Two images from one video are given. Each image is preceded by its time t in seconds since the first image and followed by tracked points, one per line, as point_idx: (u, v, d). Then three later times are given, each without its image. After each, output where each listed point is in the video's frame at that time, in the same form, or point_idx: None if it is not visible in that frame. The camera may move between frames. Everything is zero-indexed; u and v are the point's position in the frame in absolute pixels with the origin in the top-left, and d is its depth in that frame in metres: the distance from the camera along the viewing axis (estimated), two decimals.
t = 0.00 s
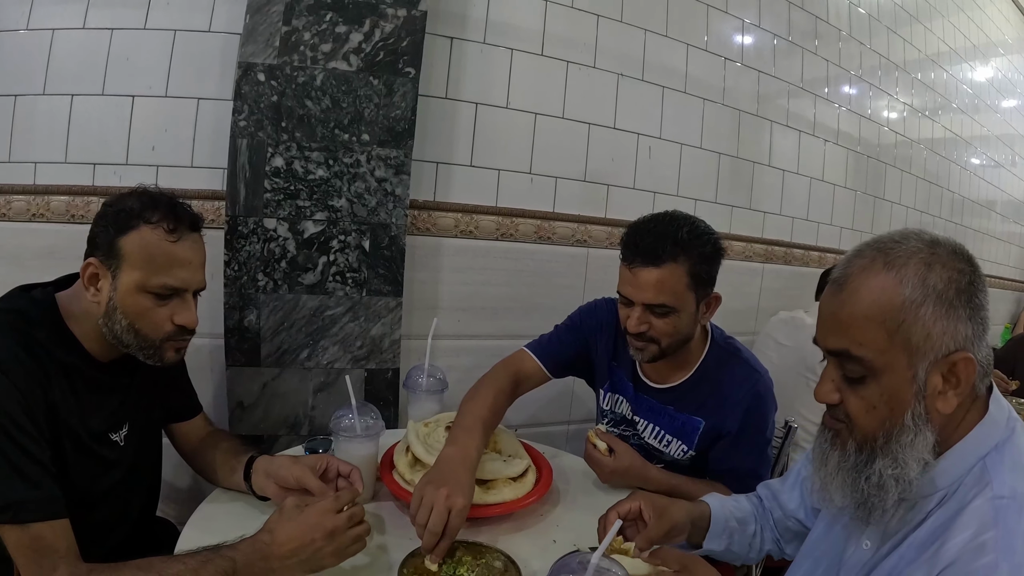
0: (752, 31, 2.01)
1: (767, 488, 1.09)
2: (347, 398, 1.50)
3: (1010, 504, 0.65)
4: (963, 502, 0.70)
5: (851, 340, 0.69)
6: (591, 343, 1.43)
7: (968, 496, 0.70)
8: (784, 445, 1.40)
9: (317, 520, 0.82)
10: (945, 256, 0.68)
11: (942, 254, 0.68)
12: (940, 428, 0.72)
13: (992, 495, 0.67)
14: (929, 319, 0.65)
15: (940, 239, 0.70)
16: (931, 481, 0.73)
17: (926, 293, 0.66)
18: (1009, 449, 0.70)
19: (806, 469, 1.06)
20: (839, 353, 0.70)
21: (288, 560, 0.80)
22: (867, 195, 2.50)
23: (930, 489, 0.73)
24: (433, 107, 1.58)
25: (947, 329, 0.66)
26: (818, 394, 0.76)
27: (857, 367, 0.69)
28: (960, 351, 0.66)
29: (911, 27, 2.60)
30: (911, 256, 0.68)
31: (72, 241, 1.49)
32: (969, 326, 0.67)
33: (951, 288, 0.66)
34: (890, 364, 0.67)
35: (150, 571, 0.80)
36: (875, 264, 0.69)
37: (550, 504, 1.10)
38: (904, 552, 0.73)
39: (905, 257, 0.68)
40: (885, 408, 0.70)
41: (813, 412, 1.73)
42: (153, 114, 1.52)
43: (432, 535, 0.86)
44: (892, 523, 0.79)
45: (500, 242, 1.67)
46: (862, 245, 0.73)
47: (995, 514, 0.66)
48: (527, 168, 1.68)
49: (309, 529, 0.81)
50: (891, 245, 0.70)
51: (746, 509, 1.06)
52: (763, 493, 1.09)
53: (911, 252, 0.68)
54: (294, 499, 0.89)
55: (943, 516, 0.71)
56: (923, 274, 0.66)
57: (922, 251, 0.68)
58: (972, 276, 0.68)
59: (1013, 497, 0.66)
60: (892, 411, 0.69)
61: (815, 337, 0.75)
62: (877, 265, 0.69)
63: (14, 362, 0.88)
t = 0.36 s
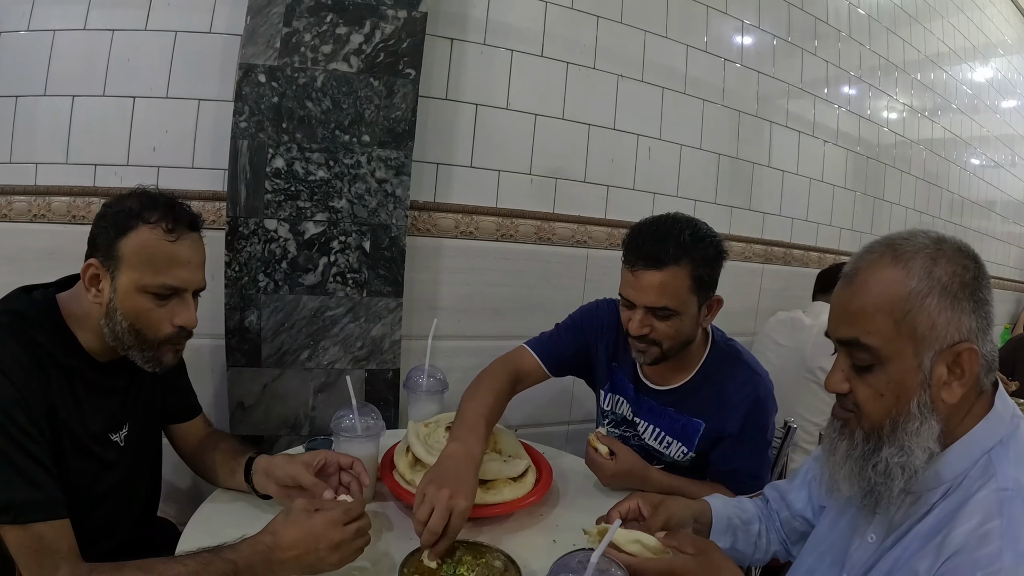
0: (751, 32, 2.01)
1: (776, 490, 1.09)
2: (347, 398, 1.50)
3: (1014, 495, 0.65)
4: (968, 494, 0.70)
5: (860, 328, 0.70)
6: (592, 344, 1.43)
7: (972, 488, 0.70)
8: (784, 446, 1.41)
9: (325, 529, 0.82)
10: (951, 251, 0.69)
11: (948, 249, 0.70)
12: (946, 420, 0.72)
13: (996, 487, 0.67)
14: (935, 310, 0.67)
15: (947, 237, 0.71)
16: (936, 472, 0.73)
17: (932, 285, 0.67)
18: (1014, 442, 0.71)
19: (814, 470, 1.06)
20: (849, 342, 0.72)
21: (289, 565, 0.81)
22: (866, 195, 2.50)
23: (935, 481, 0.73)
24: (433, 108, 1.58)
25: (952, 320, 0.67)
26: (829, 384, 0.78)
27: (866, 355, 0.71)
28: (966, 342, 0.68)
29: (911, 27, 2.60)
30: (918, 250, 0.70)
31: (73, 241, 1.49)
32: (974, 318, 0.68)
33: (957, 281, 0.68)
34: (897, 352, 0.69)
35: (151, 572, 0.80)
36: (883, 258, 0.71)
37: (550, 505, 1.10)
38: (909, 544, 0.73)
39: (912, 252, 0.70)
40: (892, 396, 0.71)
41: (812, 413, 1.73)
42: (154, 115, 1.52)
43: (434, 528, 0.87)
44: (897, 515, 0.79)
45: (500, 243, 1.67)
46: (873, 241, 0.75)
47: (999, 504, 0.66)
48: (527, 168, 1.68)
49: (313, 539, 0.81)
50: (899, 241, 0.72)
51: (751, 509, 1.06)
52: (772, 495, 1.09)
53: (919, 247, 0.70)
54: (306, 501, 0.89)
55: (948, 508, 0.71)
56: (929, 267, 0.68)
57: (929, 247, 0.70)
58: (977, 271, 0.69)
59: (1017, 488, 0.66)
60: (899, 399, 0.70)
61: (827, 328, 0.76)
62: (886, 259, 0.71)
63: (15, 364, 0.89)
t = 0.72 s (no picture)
0: (753, 32, 2.01)
1: (783, 488, 1.09)
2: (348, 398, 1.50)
3: (1021, 493, 0.65)
4: (974, 493, 0.70)
5: (869, 323, 0.71)
6: (593, 345, 1.43)
7: (978, 487, 0.70)
8: (785, 446, 1.41)
9: (329, 527, 0.81)
10: (961, 249, 0.70)
11: (958, 247, 0.70)
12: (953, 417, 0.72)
13: (1003, 485, 0.67)
14: (944, 306, 0.67)
15: (956, 235, 0.72)
16: (944, 470, 0.73)
17: (941, 281, 0.68)
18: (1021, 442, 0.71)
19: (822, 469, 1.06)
20: (858, 337, 0.72)
21: (291, 564, 0.81)
22: (868, 195, 2.50)
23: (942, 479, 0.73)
24: (435, 108, 1.58)
25: (961, 316, 0.67)
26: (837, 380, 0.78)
27: (876, 350, 0.71)
28: (974, 339, 0.68)
29: (912, 27, 2.60)
30: (928, 247, 0.70)
31: (74, 240, 1.49)
32: (983, 316, 0.68)
33: (966, 278, 0.68)
34: (906, 347, 0.69)
35: (153, 571, 0.80)
36: (894, 255, 0.71)
37: (551, 504, 1.10)
38: (914, 543, 0.73)
39: (922, 249, 0.70)
40: (901, 391, 0.71)
41: (813, 413, 1.73)
42: (156, 114, 1.52)
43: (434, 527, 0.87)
44: (904, 514, 0.79)
45: (502, 242, 1.67)
46: (883, 239, 0.75)
47: (1005, 502, 0.66)
48: (529, 168, 1.68)
49: (316, 537, 0.81)
50: (910, 239, 0.72)
51: (755, 506, 1.06)
52: (778, 492, 1.09)
53: (929, 244, 0.70)
54: (305, 500, 0.88)
55: (954, 506, 0.71)
56: (938, 264, 0.68)
57: (938, 244, 0.70)
58: (987, 269, 0.69)
59: None
60: (908, 394, 0.71)
61: (837, 324, 0.77)
62: (897, 256, 0.71)
63: (16, 363, 0.89)
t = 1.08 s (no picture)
0: (753, 32, 2.01)
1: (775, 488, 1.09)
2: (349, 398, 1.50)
3: (1004, 507, 0.66)
4: (958, 505, 0.70)
5: (845, 333, 0.70)
6: (592, 344, 1.43)
7: (962, 498, 0.70)
8: (785, 445, 1.41)
9: (329, 527, 0.82)
10: (941, 256, 0.68)
11: (939, 253, 0.68)
12: (934, 427, 0.71)
13: (987, 498, 0.67)
14: (922, 316, 0.66)
15: (937, 240, 0.70)
16: (927, 481, 0.73)
17: (919, 290, 0.66)
18: (1005, 450, 0.71)
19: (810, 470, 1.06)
20: (834, 347, 0.71)
21: (292, 563, 0.81)
22: (868, 196, 2.50)
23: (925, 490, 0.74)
24: (435, 108, 1.58)
25: (941, 326, 0.66)
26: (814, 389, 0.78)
27: (851, 361, 0.70)
28: (954, 349, 0.67)
29: (912, 27, 2.60)
30: (907, 254, 0.68)
31: (74, 240, 1.49)
32: (963, 325, 0.67)
33: (946, 287, 0.66)
34: (883, 357, 0.68)
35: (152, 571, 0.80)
36: (872, 262, 0.70)
37: (551, 505, 1.10)
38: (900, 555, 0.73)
39: (901, 256, 0.69)
40: (877, 402, 0.70)
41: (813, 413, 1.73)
42: (156, 114, 1.52)
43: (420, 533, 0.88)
44: (888, 523, 0.79)
45: (502, 242, 1.67)
46: (862, 244, 0.74)
47: (989, 516, 0.66)
48: (529, 168, 1.68)
49: (318, 537, 0.81)
50: (889, 245, 0.71)
51: (753, 505, 1.06)
52: (770, 493, 1.09)
53: (908, 251, 0.69)
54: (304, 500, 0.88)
55: (938, 518, 0.72)
56: (916, 271, 0.67)
57: (917, 250, 0.69)
58: (969, 275, 0.68)
59: (1008, 500, 0.66)
60: (884, 406, 0.70)
61: (814, 332, 0.76)
62: (874, 263, 0.70)
63: (16, 363, 0.89)
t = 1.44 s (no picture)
0: (756, 34, 2.01)
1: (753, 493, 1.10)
2: (351, 399, 1.50)
3: (962, 520, 0.65)
4: (917, 517, 0.71)
5: (781, 357, 0.70)
6: (595, 346, 1.43)
7: (922, 511, 0.71)
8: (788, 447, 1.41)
9: (333, 529, 0.82)
10: (877, 273, 0.68)
11: (875, 270, 0.68)
12: (881, 445, 0.72)
13: (945, 511, 0.67)
14: (856, 338, 0.66)
15: (875, 255, 0.70)
16: (886, 494, 0.74)
17: (853, 311, 0.66)
18: (965, 460, 0.70)
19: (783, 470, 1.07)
20: (773, 371, 0.72)
21: (297, 564, 0.81)
22: (870, 198, 2.50)
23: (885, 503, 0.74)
24: (438, 109, 1.58)
25: (877, 347, 0.66)
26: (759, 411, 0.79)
27: (789, 385, 0.71)
28: (894, 369, 0.66)
29: (915, 29, 2.60)
30: (841, 274, 0.68)
31: (76, 240, 1.49)
32: (902, 344, 0.66)
33: (882, 306, 0.66)
34: (820, 381, 0.68)
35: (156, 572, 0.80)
36: (807, 283, 0.70)
37: (555, 506, 1.10)
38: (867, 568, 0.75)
39: (836, 275, 0.69)
40: (817, 426, 0.71)
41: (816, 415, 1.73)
42: (158, 114, 1.52)
43: (418, 533, 0.90)
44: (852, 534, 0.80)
45: (505, 243, 1.67)
46: (801, 262, 0.74)
47: (946, 530, 0.65)
48: (532, 169, 1.68)
49: (323, 539, 0.81)
50: (826, 263, 0.71)
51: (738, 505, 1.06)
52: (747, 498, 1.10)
53: (842, 270, 0.69)
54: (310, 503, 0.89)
55: (900, 531, 0.73)
56: (850, 292, 0.67)
57: (854, 269, 0.68)
58: (909, 290, 0.67)
59: (965, 512, 0.65)
60: (823, 429, 0.71)
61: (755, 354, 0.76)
62: (810, 284, 0.70)
63: (20, 364, 0.89)
